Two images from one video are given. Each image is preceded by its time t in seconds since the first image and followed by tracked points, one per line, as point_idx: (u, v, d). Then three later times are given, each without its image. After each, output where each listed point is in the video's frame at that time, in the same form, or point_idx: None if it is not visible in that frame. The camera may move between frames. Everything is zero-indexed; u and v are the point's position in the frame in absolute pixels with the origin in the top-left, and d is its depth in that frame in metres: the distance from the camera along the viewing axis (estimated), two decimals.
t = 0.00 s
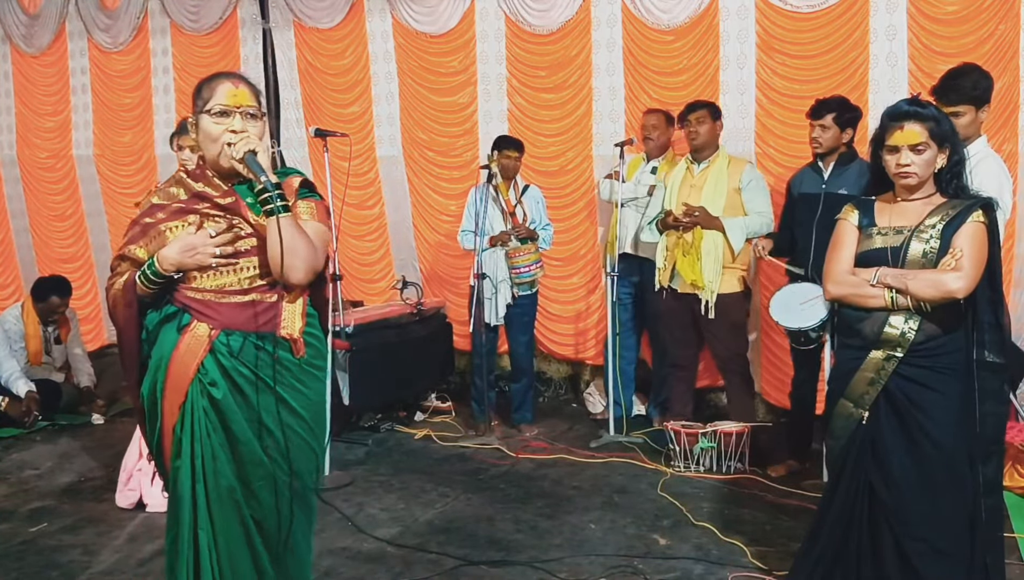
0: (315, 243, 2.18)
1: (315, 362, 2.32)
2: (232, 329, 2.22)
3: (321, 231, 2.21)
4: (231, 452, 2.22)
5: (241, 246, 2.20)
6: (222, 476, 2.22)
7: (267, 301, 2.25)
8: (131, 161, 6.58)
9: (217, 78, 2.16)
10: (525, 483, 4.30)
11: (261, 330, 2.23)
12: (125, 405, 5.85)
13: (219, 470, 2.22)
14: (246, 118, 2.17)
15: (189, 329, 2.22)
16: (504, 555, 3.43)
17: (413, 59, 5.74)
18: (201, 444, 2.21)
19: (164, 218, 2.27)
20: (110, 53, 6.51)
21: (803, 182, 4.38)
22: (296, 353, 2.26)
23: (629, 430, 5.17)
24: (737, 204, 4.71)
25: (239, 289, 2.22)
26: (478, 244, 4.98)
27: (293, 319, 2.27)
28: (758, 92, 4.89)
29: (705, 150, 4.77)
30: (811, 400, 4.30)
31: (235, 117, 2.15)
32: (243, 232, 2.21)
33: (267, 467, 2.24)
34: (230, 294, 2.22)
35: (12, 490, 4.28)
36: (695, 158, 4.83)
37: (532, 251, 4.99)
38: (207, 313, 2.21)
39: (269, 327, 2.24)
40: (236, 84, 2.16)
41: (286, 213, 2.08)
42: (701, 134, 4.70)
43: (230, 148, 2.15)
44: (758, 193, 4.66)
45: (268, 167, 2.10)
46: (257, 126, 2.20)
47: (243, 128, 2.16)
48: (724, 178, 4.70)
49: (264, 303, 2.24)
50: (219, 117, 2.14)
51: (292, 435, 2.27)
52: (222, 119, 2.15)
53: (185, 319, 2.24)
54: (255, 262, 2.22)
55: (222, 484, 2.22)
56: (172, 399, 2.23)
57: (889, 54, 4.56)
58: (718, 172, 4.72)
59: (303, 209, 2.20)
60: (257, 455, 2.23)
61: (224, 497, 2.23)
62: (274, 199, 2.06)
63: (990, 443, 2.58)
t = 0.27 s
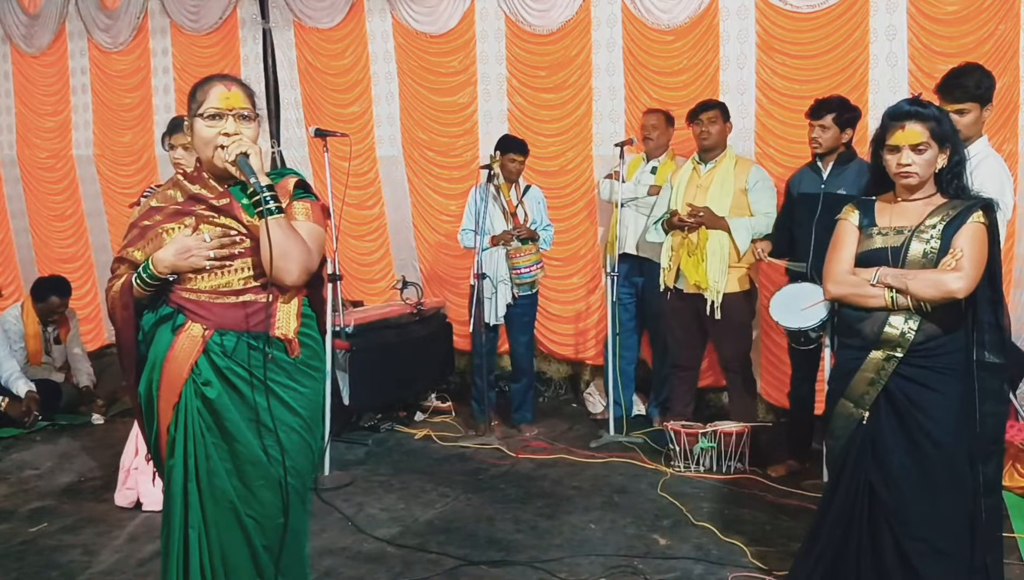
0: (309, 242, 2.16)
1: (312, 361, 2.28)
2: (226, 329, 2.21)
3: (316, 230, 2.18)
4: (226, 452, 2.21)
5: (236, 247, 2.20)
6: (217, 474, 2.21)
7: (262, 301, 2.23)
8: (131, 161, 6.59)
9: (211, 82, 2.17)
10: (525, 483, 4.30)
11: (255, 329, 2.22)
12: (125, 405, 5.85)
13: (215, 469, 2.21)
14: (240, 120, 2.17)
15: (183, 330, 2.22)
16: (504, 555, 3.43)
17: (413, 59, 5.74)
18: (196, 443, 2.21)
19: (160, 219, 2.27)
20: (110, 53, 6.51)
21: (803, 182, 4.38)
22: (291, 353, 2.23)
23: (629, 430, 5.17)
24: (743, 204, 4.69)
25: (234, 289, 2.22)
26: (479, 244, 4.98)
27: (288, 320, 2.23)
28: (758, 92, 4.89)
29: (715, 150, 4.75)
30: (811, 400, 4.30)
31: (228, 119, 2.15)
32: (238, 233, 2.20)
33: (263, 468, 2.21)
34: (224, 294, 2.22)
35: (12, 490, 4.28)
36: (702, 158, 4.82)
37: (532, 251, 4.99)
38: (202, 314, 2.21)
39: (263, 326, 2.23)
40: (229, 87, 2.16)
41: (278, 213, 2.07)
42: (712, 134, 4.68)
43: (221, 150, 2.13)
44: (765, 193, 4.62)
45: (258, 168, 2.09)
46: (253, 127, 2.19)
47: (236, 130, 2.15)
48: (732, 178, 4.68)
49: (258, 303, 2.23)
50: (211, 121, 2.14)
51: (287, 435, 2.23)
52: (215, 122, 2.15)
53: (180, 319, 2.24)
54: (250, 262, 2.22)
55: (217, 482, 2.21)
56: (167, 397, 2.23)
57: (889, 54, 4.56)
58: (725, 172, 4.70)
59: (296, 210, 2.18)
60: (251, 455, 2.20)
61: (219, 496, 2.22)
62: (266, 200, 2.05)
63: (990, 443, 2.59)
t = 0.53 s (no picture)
0: (302, 243, 2.13)
1: (305, 362, 2.23)
2: (217, 328, 2.18)
3: (311, 232, 2.15)
4: (213, 452, 2.18)
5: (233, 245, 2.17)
6: (205, 474, 2.19)
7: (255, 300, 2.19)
8: (131, 161, 6.59)
9: (218, 81, 2.15)
10: (525, 483, 4.30)
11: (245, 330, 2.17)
12: (125, 405, 5.85)
13: (203, 469, 2.18)
14: (240, 119, 2.13)
15: (176, 328, 2.21)
16: (504, 555, 3.43)
17: (413, 59, 5.74)
18: (184, 442, 2.19)
19: (163, 217, 2.27)
20: (110, 53, 6.51)
21: (802, 182, 4.37)
22: (283, 355, 2.19)
23: (629, 430, 5.17)
24: (747, 205, 4.67)
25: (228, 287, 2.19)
26: (479, 244, 4.97)
27: (282, 320, 2.19)
28: (758, 92, 4.89)
29: (721, 149, 4.75)
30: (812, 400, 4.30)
31: (229, 119, 2.13)
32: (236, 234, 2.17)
33: (251, 468, 2.19)
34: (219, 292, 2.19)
35: (12, 490, 4.28)
36: (707, 158, 4.81)
37: (533, 252, 5.02)
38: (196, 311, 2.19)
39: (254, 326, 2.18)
40: (233, 85, 2.13)
41: (271, 213, 2.06)
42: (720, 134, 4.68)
43: (220, 151, 2.14)
44: (769, 195, 4.61)
45: (250, 167, 2.09)
46: (253, 127, 2.14)
47: (236, 131, 2.13)
48: (736, 178, 4.67)
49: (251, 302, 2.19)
50: (212, 120, 2.13)
51: (276, 436, 2.20)
52: (216, 121, 2.14)
53: (173, 316, 2.22)
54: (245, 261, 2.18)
55: (206, 480, 2.19)
56: (158, 396, 2.22)
57: (889, 54, 4.56)
58: (729, 172, 4.70)
59: (293, 212, 2.16)
60: (239, 456, 2.18)
61: (208, 494, 2.19)
62: (258, 198, 2.04)
63: (990, 443, 2.59)
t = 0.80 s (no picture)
0: (298, 246, 1.98)
1: (305, 364, 2.11)
2: (211, 329, 2.07)
3: (309, 234, 2.01)
4: (208, 453, 2.07)
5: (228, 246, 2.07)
6: (198, 475, 2.07)
7: (250, 302, 2.07)
8: (130, 161, 6.59)
9: (224, 80, 2.08)
10: (525, 483, 4.30)
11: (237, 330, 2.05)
12: (125, 405, 5.85)
13: (196, 469, 2.07)
14: (239, 119, 2.05)
15: (175, 325, 2.13)
16: (504, 555, 3.43)
17: (413, 59, 5.74)
18: (178, 441, 2.08)
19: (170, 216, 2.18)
20: (109, 53, 6.51)
21: (802, 182, 4.37)
22: (279, 358, 2.07)
23: (629, 430, 5.17)
24: (749, 207, 4.66)
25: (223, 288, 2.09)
26: (479, 244, 4.97)
27: (279, 321, 2.07)
28: (758, 92, 4.89)
29: (723, 150, 4.75)
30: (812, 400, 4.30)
31: (227, 118, 2.05)
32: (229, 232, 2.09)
33: (246, 471, 2.06)
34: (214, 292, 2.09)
35: (12, 490, 4.28)
36: (709, 157, 4.81)
37: (532, 252, 5.02)
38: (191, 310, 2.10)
39: (248, 328, 2.06)
40: (235, 84, 2.05)
41: (264, 215, 1.91)
42: (722, 132, 4.68)
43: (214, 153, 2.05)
44: (771, 196, 4.62)
45: (240, 170, 1.97)
46: (254, 126, 2.06)
47: (235, 133, 2.04)
48: (738, 179, 4.67)
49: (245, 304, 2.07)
50: (214, 120, 2.06)
51: (272, 439, 2.07)
52: (217, 121, 2.06)
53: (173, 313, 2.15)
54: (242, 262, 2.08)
55: (199, 482, 2.07)
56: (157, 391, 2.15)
57: (889, 54, 4.56)
58: (731, 172, 4.69)
59: (295, 213, 2.02)
60: (234, 458, 2.06)
61: (200, 495, 2.07)
62: (249, 200, 1.91)
63: (990, 443, 2.59)
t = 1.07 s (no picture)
0: (295, 249, 1.95)
1: (305, 367, 2.09)
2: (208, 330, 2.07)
3: (310, 238, 1.98)
4: (204, 453, 2.06)
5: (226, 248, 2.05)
6: (194, 475, 2.06)
7: (246, 305, 2.06)
8: (130, 161, 6.59)
9: (232, 79, 2.08)
10: (525, 483, 4.30)
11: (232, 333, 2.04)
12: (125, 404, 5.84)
13: (192, 469, 2.06)
14: (246, 118, 2.04)
15: (176, 325, 2.14)
16: (504, 555, 3.43)
17: (413, 59, 5.74)
18: (176, 441, 2.09)
19: (182, 217, 2.14)
20: (109, 53, 6.51)
21: (804, 183, 4.37)
22: (274, 361, 2.04)
23: (629, 430, 5.17)
24: (750, 206, 4.67)
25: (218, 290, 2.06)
26: (479, 244, 4.97)
27: (276, 325, 2.05)
28: (758, 92, 4.89)
29: (723, 150, 4.74)
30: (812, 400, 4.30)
31: (234, 117, 2.04)
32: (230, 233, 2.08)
33: (241, 473, 2.05)
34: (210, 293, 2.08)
35: (12, 490, 4.28)
36: (709, 157, 4.81)
37: (532, 252, 4.99)
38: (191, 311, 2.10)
39: (244, 331, 2.04)
40: (242, 84, 2.05)
41: (261, 219, 1.89)
42: (722, 132, 4.67)
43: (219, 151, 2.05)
44: (771, 197, 4.62)
45: (239, 171, 1.94)
46: (260, 125, 2.05)
47: (241, 131, 2.04)
48: (738, 179, 4.67)
49: (241, 306, 2.06)
50: (221, 119, 2.06)
51: (268, 442, 2.04)
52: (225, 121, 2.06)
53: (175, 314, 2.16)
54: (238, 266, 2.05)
55: (195, 482, 2.06)
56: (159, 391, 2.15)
57: (889, 54, 4.56)
58: (731, 173, 4.70)
59: (300, 215, 2.00)
60: (229, 459, 2.04)
61: (196, 495, 2.07)
62: (247, 204, 1.88)
63: (988, 441, 2.58)
